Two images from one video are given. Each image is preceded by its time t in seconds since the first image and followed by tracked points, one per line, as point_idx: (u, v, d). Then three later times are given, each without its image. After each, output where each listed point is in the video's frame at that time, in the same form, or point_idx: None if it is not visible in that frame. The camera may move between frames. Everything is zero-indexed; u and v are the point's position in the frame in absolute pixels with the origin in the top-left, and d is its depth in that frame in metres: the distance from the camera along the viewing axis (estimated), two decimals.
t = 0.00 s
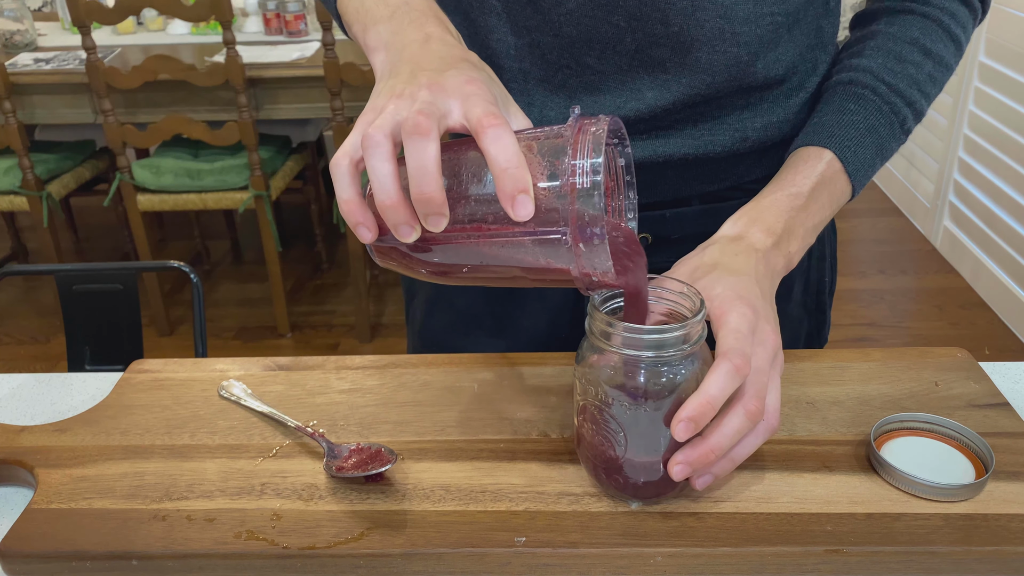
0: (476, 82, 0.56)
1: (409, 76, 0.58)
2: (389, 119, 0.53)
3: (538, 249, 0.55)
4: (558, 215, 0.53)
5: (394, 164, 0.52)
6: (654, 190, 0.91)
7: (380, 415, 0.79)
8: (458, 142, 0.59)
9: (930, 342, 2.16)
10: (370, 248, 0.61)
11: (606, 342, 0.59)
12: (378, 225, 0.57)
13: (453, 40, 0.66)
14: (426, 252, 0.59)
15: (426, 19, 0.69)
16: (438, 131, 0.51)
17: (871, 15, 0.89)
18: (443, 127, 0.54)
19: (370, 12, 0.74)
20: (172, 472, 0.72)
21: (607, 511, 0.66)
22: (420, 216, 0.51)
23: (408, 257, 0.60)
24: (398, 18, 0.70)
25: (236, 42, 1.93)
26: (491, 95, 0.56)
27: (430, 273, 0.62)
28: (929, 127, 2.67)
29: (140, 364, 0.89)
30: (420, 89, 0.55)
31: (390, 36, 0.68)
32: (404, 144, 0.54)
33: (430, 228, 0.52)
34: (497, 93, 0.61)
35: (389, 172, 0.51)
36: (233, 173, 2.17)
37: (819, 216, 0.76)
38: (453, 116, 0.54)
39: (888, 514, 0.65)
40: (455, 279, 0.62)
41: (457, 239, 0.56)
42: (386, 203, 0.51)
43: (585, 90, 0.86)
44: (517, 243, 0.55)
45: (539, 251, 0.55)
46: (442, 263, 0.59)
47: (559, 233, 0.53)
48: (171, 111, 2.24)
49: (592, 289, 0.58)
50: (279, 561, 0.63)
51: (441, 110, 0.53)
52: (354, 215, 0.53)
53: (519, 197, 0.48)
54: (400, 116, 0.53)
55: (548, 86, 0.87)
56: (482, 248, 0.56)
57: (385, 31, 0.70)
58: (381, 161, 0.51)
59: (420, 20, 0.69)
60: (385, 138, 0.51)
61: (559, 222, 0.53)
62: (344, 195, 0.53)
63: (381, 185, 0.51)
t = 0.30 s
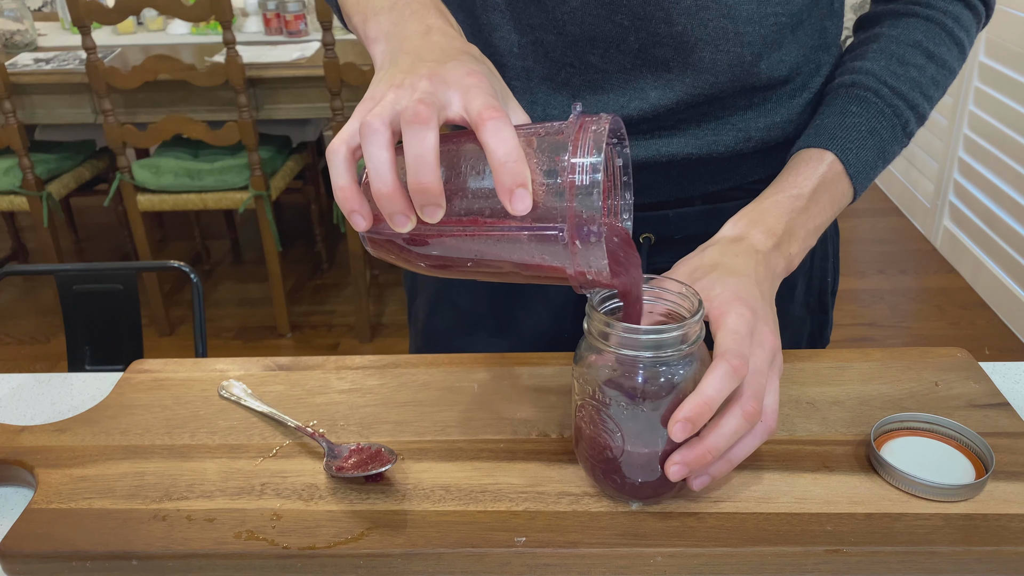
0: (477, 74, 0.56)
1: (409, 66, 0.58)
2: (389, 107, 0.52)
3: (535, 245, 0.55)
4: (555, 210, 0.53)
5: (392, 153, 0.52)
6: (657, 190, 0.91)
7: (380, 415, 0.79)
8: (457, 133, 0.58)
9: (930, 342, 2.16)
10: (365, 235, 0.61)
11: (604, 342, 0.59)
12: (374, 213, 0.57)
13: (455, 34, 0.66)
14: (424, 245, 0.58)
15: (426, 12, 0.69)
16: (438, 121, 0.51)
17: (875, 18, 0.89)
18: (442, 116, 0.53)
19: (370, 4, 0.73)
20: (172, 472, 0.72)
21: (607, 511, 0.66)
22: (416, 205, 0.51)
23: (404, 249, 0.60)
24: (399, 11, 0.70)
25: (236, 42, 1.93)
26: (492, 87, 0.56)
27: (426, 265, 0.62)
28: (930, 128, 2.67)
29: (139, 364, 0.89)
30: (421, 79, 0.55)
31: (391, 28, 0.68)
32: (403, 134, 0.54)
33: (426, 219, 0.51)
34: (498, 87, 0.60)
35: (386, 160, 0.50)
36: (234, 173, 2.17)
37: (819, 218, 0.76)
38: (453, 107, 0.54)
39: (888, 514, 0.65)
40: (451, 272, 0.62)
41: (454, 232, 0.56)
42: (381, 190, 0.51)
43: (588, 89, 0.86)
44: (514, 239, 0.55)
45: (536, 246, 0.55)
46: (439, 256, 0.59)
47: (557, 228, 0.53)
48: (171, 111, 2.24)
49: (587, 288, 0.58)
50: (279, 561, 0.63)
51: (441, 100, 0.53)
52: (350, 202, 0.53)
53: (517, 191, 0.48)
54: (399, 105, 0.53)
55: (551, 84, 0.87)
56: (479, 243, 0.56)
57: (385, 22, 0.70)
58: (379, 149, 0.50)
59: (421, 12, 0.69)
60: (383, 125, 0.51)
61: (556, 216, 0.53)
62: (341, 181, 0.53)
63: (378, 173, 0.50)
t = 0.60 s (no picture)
0: (477, 68, 0.56)
1: (408, 58, 0.57)
2: (387, 97, 0.52)
3: (531, 242, 0.55)
4: (553, 207, 0.53)
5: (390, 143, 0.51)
6: (659, 190, 0.91)
7: (380, 415, 0.79)
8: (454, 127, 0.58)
9: (930, 342, 2.16)
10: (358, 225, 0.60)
11: (596, 343, 0.59)
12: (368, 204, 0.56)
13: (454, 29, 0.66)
14: (419, 240, 0.58)
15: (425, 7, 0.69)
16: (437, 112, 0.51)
17: (876, 22, 0.89)
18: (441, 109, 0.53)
19: None
20: (172, 472, 0.72)
21: (608, 511, 0.66)
22: (413, 196, 0.50)
23: (399, 242, 0.59)
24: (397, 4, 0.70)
25: (236, 42, 1.93)
26: (491, 82, 0.56)
27: (421, 260, 0.61)
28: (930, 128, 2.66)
29: (139, 364, 0.89)
30: (421, 71, 0.54)
31: (389, 19, 0.68)
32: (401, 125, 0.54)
33: (422, 211, 0.51)
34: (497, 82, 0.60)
35: (383, 148, 0.50)
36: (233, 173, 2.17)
37: (815, 220, 0.76)
38: (452, 100, 0.53)
39: (888, 514, 0.65)
40: (446, 267, 0.61)
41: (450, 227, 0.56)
42: (377, 178, 0.50)
43: (589, 87, 0.86)
44: (510, 235, 0.55)
45: (532, 243, 0.55)
46: (433, 251, 0.58)
47: (554, 225, 0.53)
48: (171, 111, 2.24)
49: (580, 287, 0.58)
50: (279, 561, 0.63)
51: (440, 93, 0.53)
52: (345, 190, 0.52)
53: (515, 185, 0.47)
54: (398, 95, 0.53)
55: (553, 82, 0.87)
56: (475, 239, 0.56)
57: (384, 14, 0.69)
58: (377, 138, 0.50)
59: (420, 5, 0.69)
60: (381, 114, 0.51)
61: (554, 214, 0.53)
62: (336, 169, 0.52)
63: (375, 161, 0.50)
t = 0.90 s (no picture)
0: (480, 60, 0.55)
1: (410, 48, 0.57)
2: (390, 86, 0.52)
3: (531, 238, 0.55)
4: (555, 202, 0.53)
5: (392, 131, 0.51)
6: (659, 190, 0.91)
7: (380, 415, 0.79)
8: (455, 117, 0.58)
9: (930, 342, 2.16)
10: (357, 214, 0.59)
11: (591, 342, 0.59)
12: (367, 191, 0.56)
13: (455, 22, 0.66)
14: (418, 231, 0.58)
15: None
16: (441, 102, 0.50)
17: (873, 25, 0.89)
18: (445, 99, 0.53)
19: None
20: (172, 472, 0.72)
21: (608, 511, 0.66)
22: (415, 185, 0.50)
23: (398, 234, 0.59)
24: None
25: (236, 42, 1.93)
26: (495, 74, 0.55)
27: (421, 252, 0.61)
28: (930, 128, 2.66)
29: (139, 364, 0.89)
30: (423, 60, 0.54)
31: (390, 10, 0.68)
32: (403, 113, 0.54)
33: (423, 201, 0.50)
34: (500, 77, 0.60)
35: (386, 136, 0.50)
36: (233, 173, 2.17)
37: (810, 221, 0.76)
38: (456, 90, 0.53)
39: (888, 514, 0.65)
40: (445, 260, 0.61)
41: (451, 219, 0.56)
42: (378, 166, 0.50)
43: (588, 85, 0.86)
44: (511, 229, 0.55)
45: (533, 238, 0.55)
46: (433, 243, 0.58)
47: (557, 221, 0.53)
48: (171, 111, 2.24)
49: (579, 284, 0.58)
50: (280, 561, 0.63)
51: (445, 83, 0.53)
52: (344, 176, 0.52)
53: (518, 178, 0.47)
54: (401, 84, 0.52)
55: (552, 79, 0.87)
56: (475, 233, 0.56)
57: (386, 5, 0.69)
58: (379, 127, 0.50)
59: None
60: (384, 102, 0.50)
61: (556, 209, 0.53)
62: (336, 156, 0.52)
63: (377, 150, 0.49)
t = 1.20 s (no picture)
0: (484, 54, 0.55)
1: (413, 39, 0.57)
2: (394, 75, 0.51)
3: (531, 237, 0.55)
4: (557, 202, 0.53)
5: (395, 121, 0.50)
6: (657, 190, 0.91)
7: (380, 416, 0.79)
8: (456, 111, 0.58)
9: (930, 342, 2.16)
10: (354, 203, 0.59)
11: (586, 343, 0.59)
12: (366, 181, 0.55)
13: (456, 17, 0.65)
14: (416, 226, 0.57)
15: None
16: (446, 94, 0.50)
17: (871, 27, 0.89)
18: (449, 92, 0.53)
19: None
20: (172, 472, 0.72)
21: (607, 511, 0.66)
22: (416, 177, 0.49)
23: (396, 226, 0.59)
24: None
25: (236, 42, 1.93)
26: (499, 69, 0.55)
27: (419, 246, 0.61)
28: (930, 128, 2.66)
29: (139, 364, 0.89)
30: (426, 52, 0.54)
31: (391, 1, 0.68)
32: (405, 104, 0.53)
33: (423, 193, 0.50)
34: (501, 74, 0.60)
35: (389, 125, 0.49)
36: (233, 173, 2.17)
37: (806, 222, 0.76)
38: (460, 84, 0.53)
39: (888, 514, 0.65)
40: (444, 255, 0.61)
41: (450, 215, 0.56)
42: (380, 156, 0.49)
43: (587, 84, 0.86)
44: (511, 226, 0.55)
45: (532, 237, 0.55)
46: (430, 238, 0.58)
47: (559, 220, 0.54)
48: (171, 111, 2.24)
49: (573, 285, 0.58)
50: (280, 561, 0.63)
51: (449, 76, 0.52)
52: (342, 164, 0.51)
53: (522, 176, 0.47)
54: (406, 74, 0.52)
55: (551, 78, 0.87)
56: (474, 230, 0.56)
57: None
58: (382, 116, 0.49)
59: None
60: (388, 91, 0.50)
61: (559, 210, 0.53)
62: (336, 143, 0.51)
63: (379, 139, 0.49)
